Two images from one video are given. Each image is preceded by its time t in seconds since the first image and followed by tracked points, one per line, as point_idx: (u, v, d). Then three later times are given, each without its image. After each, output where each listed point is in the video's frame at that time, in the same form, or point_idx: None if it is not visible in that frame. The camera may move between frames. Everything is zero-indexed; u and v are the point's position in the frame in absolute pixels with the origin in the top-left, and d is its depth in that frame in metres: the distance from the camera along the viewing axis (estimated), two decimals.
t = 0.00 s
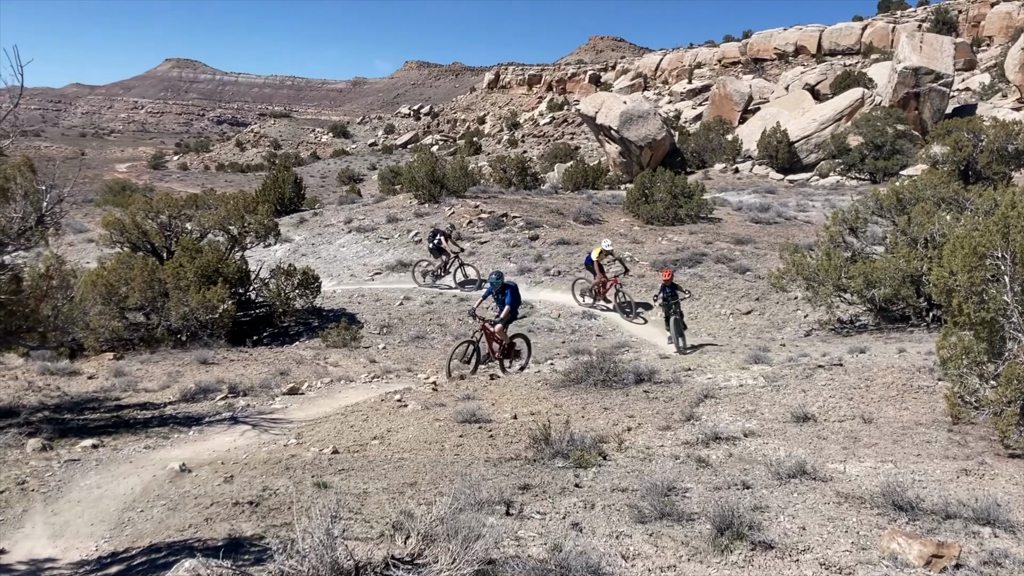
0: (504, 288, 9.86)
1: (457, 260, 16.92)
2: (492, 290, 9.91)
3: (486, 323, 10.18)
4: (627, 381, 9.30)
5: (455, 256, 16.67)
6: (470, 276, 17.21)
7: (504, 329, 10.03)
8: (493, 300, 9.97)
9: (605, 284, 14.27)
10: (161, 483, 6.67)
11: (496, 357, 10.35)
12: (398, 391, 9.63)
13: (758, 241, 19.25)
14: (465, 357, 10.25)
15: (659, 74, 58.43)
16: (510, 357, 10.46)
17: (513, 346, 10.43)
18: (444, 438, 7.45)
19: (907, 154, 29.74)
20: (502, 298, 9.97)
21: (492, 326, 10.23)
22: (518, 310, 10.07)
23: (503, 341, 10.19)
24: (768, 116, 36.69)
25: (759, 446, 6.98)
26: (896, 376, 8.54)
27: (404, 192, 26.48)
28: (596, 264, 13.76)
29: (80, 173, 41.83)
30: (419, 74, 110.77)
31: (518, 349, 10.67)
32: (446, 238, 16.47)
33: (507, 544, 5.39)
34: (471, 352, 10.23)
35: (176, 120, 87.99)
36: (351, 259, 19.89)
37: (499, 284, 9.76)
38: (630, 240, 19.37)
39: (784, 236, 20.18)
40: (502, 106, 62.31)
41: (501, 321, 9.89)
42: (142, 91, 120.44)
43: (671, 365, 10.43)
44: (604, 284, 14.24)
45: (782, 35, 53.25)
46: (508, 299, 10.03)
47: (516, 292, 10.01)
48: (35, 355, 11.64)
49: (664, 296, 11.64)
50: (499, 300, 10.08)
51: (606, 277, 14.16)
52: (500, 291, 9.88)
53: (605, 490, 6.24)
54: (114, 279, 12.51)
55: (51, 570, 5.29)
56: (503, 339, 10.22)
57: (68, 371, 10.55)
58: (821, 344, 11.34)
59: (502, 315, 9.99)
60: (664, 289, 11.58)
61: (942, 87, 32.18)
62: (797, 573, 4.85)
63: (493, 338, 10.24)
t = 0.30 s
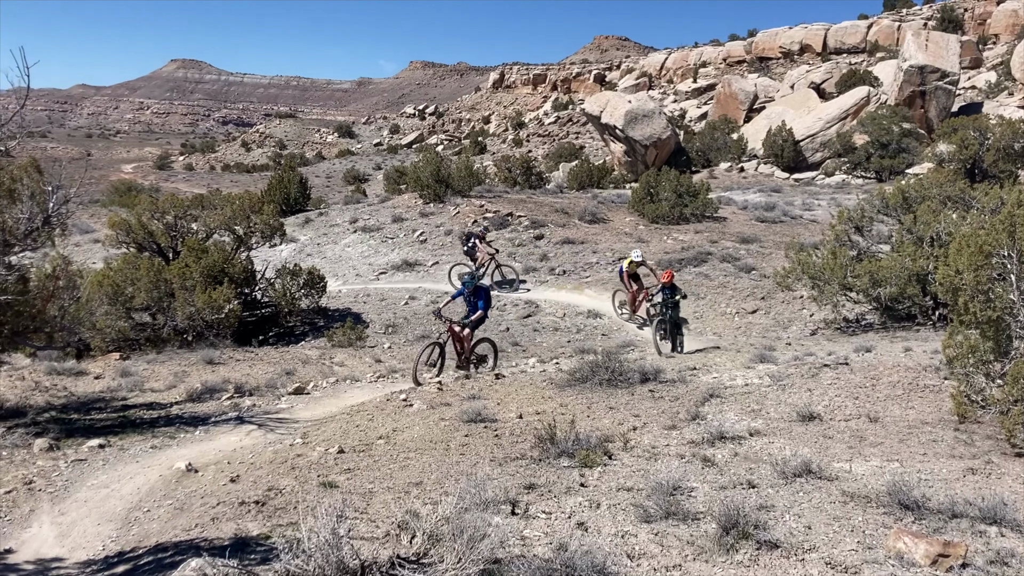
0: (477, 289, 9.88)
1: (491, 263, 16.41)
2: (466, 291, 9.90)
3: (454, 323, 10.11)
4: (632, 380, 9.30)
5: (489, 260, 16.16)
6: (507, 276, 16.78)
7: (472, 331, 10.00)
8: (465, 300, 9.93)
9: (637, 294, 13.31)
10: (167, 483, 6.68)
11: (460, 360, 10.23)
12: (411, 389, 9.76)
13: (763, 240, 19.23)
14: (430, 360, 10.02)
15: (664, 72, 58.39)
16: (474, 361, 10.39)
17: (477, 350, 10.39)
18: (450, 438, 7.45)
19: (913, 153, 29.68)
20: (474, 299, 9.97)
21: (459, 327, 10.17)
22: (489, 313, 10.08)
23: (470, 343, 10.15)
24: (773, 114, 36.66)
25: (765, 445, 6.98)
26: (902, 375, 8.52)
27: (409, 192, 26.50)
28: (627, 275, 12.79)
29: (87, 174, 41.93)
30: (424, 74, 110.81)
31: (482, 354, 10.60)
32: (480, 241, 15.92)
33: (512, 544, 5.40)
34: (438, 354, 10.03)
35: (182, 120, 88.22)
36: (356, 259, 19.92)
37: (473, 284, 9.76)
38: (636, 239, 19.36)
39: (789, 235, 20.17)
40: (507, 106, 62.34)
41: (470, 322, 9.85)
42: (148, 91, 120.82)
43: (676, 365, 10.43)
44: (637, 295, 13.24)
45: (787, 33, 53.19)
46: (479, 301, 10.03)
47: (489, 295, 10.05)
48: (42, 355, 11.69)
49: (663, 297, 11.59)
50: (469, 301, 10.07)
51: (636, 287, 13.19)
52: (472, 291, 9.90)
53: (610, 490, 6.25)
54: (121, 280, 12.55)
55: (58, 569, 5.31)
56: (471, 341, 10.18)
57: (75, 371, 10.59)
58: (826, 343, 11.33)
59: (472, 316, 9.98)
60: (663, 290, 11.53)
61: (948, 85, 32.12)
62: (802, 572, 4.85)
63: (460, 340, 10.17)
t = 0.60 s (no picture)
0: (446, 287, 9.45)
1: (527, 264, 16.30)
2: (433, 291, 9.48)
3: (424, 324, 9.69)
4: (636, 377, 9.31)
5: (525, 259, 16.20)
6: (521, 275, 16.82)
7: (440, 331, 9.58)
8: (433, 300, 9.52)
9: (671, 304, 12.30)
10: (172, 481, 6.69)
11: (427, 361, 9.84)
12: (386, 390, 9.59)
13: (768, 237, 19.20)
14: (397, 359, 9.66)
15: (668, 69, 58.28)
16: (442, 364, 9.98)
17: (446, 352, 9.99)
18: (454, 435, 7.46)
19: (917, 149, 29.61)
20: (444, 298, 9.54)
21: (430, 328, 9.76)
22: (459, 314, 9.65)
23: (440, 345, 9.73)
24: (777, 111, 36.66)
25: (769, 442, 6.97)
26: (907, 372, 8.51)
27: (412, 190, 26.50)
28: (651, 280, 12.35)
29: (92, 172, 42.00)
30: (427, 71, 110.77)
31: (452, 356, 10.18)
32: (514, 238, 16.07)
33: (516, 541, 5.41)
34: (405, 354, 9.69)
35: (186, 119, 88.27)
36: (360, 257, 19.93)
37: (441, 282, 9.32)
38: (640, 236, 19.35)
39: (793, 231, 20.15)
40: (510, 103, 62.29)
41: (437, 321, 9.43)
42: (152, 90, 120.92)
43: (680, 362, 10.43)
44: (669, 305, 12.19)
45: (791, 29, 53.09)
46: (449, 301, 9.58)
47: (459, 294, 9.60)
48: (47, 353, 11.72)
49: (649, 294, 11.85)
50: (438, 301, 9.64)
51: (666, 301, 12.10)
52: (442, 291, 9.45)
53: (614, 487, 6.25)
54: (125, 278, 12.58)
55: (64, 567, 5.33)
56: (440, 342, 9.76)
57: (80, 369, 10.62)
58: (831, 340, 11.32)
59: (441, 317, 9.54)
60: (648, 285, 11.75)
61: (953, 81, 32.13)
62: (807, 569, 4.85)
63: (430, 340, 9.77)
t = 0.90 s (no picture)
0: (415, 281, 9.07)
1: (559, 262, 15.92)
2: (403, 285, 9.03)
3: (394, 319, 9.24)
4: (639, 372, 9.32)
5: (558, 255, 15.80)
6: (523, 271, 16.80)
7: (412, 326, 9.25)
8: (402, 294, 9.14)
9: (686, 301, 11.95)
10: (176, 477, 6.69)
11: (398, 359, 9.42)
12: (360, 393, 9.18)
13: (771, 232, 19.19)
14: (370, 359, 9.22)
15: (670, 65, 58.20)
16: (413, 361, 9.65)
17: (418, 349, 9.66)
18: (458, 431, 7.46)
19: (920, 144, 29.56)
20: (413, 292, 9.20)
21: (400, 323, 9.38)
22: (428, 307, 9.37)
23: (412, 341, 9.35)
24: (780, 106, 36.66)
25: (773, 437, 6.96)
26: (911, 366, 8.49)
27: (415, 186, 26.51)
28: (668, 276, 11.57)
29: (95, 170, 42.04)
30: (429, 68, 110.69)
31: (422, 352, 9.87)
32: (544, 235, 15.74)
33: (521, 536, 5.41)
34: (378, 353, 9.24)
35: (188, 117, 88.36)
36: (363, 253, 19.94)
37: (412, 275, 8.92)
38: (642, 232, 19.34)
39: (796, 226, 20.12)
40: (512, 100, 62.23)
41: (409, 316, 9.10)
42: (154, 88, 121.03)
43: (683, 357, 10.42)
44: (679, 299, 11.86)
45: (793, 24, 53.03)
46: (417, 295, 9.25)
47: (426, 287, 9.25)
48: (51, 351, 11.74)
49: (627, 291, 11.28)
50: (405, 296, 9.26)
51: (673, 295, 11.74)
52: (411, 284, 9.08)
53: (618, 482, 6.25)
54: (128, 276, 12.60)
55: (69, 563, 5.34)
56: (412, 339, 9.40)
57: (84, 366, 10.64)
58: (834, 335, 11.32)
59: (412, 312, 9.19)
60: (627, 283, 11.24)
61: (956, 75, 32.11)
62: (811, 563, 4.85)
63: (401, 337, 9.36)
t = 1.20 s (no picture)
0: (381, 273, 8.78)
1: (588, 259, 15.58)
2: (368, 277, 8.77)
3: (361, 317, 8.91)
4: (641, 367, 9.31)
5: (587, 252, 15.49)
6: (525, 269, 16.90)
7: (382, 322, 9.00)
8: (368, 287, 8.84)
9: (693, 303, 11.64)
10: (179, 474, 6.70)
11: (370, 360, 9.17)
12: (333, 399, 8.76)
13: (772, 227, 19.17)
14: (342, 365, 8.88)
15: (670, 59, 58.11)
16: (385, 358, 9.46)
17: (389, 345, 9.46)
18: (460, 426, 7.47)
19: (921, 137, 29.53)
20: (381, 285, 8.87)
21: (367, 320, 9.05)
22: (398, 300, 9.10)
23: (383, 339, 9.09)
24: (780, 100, 36.61)
25: (775, 431, 6.97)
26: (912, 360, 8.50)
27: (415, 183, 26.50)
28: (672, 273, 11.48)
29: (95, 168, 42.02)
30: (429, 64, 110.58)
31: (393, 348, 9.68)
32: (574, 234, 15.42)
33: (523, 531, 5.42)
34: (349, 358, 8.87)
35: (188, 114, 88.33)
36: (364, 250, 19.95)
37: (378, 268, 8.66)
38: (643, 227, 19.34)
39: (797, 221, 20.11)
40: (512, 95, 62.18)
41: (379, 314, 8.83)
42: (154, 85, 120.93)
43: (685, 352, 10.42)
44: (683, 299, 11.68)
45: (793, 18, 52.96)
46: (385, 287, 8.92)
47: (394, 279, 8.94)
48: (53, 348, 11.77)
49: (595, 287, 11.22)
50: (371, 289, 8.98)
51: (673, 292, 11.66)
52: (378, 277, 8.77)
53: (620, 476, 6.26)
54: (130, 273, 12.63)
55: (72, 560, 5.36)
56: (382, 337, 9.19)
57: (86, 364, 10.65)
58: (835, 329, 11.32)
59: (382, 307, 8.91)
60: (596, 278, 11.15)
61: (957, 68, 32.04)
62: (814, 557, 4.87)
63: (371, 337, 9.12)
